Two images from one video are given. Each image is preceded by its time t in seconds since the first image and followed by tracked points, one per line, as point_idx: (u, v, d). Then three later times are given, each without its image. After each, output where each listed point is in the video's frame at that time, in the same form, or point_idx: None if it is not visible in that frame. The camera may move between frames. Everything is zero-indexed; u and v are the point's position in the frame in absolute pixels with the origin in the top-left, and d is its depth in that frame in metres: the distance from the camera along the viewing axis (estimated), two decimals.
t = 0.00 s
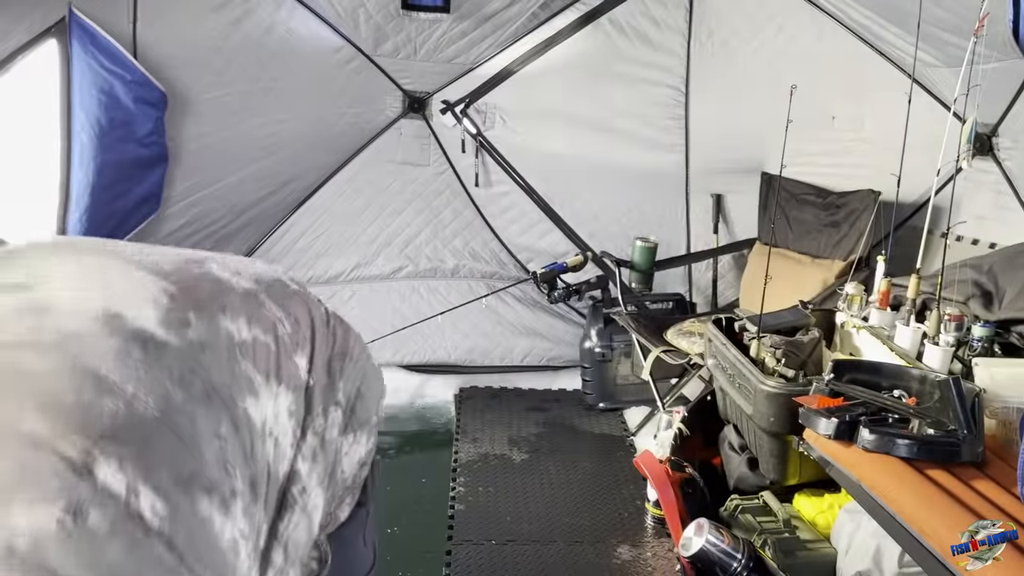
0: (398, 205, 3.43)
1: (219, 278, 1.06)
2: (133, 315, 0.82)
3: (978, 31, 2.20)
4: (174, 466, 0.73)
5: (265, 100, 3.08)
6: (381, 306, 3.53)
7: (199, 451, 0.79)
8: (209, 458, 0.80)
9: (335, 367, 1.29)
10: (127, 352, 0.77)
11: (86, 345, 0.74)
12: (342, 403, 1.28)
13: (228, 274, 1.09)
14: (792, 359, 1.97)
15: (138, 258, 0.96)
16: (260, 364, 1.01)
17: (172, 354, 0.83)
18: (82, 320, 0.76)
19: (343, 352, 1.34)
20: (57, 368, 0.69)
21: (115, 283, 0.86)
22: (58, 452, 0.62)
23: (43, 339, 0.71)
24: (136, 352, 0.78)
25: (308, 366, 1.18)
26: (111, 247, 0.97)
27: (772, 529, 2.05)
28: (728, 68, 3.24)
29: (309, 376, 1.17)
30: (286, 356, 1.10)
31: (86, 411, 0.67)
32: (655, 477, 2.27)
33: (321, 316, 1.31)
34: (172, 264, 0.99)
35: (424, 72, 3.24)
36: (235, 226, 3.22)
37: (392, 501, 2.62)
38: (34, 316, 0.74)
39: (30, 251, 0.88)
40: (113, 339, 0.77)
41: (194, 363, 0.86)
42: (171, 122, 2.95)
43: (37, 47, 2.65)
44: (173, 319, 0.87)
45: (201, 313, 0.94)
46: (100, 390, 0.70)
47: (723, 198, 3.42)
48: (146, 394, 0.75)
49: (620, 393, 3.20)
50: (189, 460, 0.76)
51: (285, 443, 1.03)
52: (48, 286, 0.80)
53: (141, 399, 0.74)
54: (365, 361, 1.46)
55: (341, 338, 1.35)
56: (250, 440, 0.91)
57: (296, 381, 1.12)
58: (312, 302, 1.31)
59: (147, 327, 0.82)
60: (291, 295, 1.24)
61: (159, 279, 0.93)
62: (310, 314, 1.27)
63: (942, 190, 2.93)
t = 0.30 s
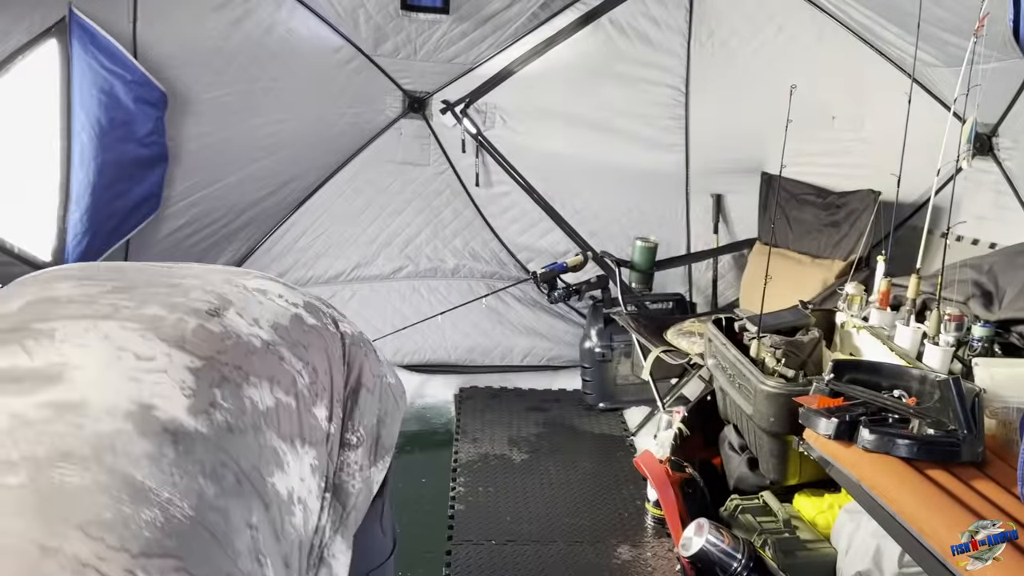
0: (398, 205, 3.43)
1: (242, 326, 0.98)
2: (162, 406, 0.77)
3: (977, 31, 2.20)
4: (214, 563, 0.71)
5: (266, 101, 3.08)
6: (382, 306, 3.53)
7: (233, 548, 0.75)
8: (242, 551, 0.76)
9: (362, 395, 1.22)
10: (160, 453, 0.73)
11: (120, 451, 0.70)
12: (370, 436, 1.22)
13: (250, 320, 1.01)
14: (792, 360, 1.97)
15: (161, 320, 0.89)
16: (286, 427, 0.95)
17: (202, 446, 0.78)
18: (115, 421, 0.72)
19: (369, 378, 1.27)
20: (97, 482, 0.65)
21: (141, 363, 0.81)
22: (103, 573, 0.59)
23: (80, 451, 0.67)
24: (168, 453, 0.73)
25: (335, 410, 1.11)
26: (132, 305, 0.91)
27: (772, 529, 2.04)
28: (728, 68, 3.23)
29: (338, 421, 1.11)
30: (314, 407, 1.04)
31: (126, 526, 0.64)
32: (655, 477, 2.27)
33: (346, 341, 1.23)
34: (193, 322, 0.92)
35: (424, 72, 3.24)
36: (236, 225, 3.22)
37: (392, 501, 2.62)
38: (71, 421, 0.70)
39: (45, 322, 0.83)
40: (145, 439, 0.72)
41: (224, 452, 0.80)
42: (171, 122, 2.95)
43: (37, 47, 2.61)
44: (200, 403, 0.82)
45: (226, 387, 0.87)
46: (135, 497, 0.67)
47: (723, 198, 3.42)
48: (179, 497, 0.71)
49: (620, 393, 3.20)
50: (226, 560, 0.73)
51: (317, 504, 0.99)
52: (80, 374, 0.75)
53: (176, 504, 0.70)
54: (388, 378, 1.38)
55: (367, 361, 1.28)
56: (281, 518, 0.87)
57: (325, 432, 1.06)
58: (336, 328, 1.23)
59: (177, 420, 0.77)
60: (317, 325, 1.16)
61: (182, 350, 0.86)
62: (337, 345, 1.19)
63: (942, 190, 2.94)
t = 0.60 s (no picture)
0: (398, 205, 3.43)
1: (272, 329, 0.96)
2: (205, 410, 0.75)
3: (977, 31, 2.20)
4: (260, 562, 0.70)
5: (266, 101, 3.08)
6: (381, 306, 3.53)
7: (276, 547, 0.74)
8: (284, 550, 0.75)
9: (383, 393, 1.20)
10: (206, 455, 0.71)
11: (169, 450, 0.68)
12: (393, 432, 1.19)
13: (279, 322, 0.98)
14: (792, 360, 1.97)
15: (197, 322, 0.87)
16: (318, 429, 0.93)
17: (243, 448, 0.76)
18: (164, 423, 0.71)
19: (390, 373, 1.24)
20: (150, 483, 0.64)
21: (182, 368, 0.79)
22: (161, 570, 0.59)
23: (134, 453, 0.66)
24: (214, 455, 0.72)
25: (360, 408, 1.09)
26: (166, 308, 0.87)
27: (772, 529, 2.04)
28: (728, 68, 3.23)
29: (363, 419, 1.09)
30: (342, 407, 1.02)
31: (179, 525, 0.63)
32: (655, 478, 2.26)
33: (366, 338, 1.20)
34: (227, 324, 0.89)
35: (424, 72, 3.24)
36: (236, 225, 3.22)
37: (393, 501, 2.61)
38: (121, 424, 0.68)
39: (84, 322, 0.81)
40: (191, 441, 0.71)
41: (264, 453, 0.79)
42: (171, 122, 2.95)
43: (37, 47, 2.60)
44: (240, 406, 0.80)
45: (262, 391, 0.85)
46: (186, 497, 0.66)
47: (723, 197, 3.42)
48: (226, 497, 0.70)
49: (620, 393, 3.20)
50: (269, 560, 0.72)
51: (345, 504, 0.97)
52: (127, 378, 0.73)
53: (224, 504, 0.69)
54: (406, 373, 1.35)
55: (387, 358, 1.25)
56: (315, 517, 0.86)
57: (353, 432, 1.04)
58: (357, 326, 1.20)
59: (220, 423, 0.76)
60: (340, 324, 1.13)
61: (220, 353, 0.84)
62: (359, 345, 1.16)
63: (942, 190, 2.94)
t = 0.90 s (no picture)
0: (398, 205, 3.43)
1: (263, 316, 0.96)
2: (209, 394, 0.76)
3: (978, 31, 2.19)
4: (269, 541, 0.71)
5: (266, 101, 3.08)
6: (381, 306, 3.53)
7: (283, 526, 0.75)
8: (290, 529, 0.76)
9: (366, 378, 1.20)
10: (214, 438, 0.72)
11: (179, 434, 0.69)
12: (377, 418, 1.19)
13: (269, 311, 0.98)
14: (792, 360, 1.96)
15: (193, 310, 0.87)
16: (311, 414, 0.93)
17: (247, 431, 0.77)
18: (171, 408, 0.71)
19: (373, 360, 1.24)
20: (162, 466, 0.65)
21: (184, 354, 0.79)
22: (180, 549, 0.60)
23: (145, 437, 0.67)
24: (221, 438, 0.73)
25: (346, 394, 1.10)
26: (160, 296, 0.87)
27: (772, 530, 2.04)
28: (728, 67, 3.23)
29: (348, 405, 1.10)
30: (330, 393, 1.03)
31: (194, 505, 0.65)
32: (655, 478, 2.26)
33: (349, 325, 1.20)
34: (221, 312, 0.90)
35: (424, 72, 3.24)
36: (236, 225, 3.22)
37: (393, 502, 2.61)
38: (131, 408, 0.69)
39: (82, 311, 0.80)
40: (200, 425, 0.72)
41: (266, 434, 0.80)
42: (170, 122, 2.95)
43: (37, 47, 2.60)
44: (241, 391, 0.81)
45: (259, 376, 0.86)
46: (197, 478, 0.67)
47: (723, 197, 3.42)
48: (235, 478, 0.71)
49: (620, 393, 3.20)
50: (278, 537, 0.73)
51: (337, 486, 0.98)
52: (130, 364, 0.73)
53: (233, 485, 0.70)
54: (388, 358, 1.34)
55: (370, 345, 1.25)
56: (314, 498, 0.87)
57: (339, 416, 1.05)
58: (340, 314, 1.19)
59: (223, 407, 0.77)
60: (324, 313, 1.13)
61: (218, 340, 0.84)
62: (342, 333, 1.16)
63: (942, 190, 2.94)
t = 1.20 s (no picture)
0: (398, 205, 3.42)
1: (270, 326, 0.94)
2: (209, 403, 0.75)
3: (978, 30, 2.19)
4: (264, 552, 0.70)
5: (265, 101, 3.08)
6: (381, 306, 3.52)
7: (280, 537, 0.74)
8: (288, 540, 0.75)
9: (373, 393, 1.17)
10: (211, 447, 0.71)
11: (176, 444, 0.69)
12: (382, 433, 1.17)
13: (277, 320, 0.97)
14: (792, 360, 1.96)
15: (198, 318, 0.86)
16: (316, 425, 0.91)
17: (246, 440, 0.76)
18: (168, 416, 0.71)
19: (379, 374, 1.21)
20: (156, 474, 0.65)
21: (185, 363, 0.78)
22: (166, 560, 0.60)
23: (140, 445, 0.66)
24: (218, 448, 0.72)
25: (353, 407, 1.07)
26: (167, 304, 0.87)
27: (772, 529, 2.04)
28: (728, 67, 3.22)
29: (354, 418, 1.06)
30: (337, 405, 1.00)
31: (184, 515, 0.63)
32: (655, 478, 2.26)
33: (358, 339, 1.17)
34: (227, 320, 0.88)
35: (424, 72, 3.23)
36: (236, 225, 3.22)
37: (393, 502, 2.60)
38: (127, 417, 0.68)
39: (86, 318, 0.80)
40: (197, 434, 0.71)
41: (266, 444, 0.79)
42: (170, 123, 2.94)
43: (37, 47, 2.59)
44: (242, 400, 0.80)
45: (263, 386, 0.84)
46: (191, 487, 0.66)
47: (723, 198, 3.42)
48: (230, 488, 0.70)
49: (620, 393, 3.20)
50: (274, 549, 0.72)
51: (342, 499, 0.96)
52: (130, 371, 0.73)
53: (228, 495, 0.69)
54: (396, 372, 1.32)
55: (377, 359, 1.22)
56: (316, 510, 0.85)
57: (346, 430, 1.02)
58: (349, 326, 1.17)
59: (223, 416, 0.76)
60: (333, 325, 1.11)
61: (222, 350, 0.83)
62: (351, 345, 1.13)
63: (942, 190, 2.93)
